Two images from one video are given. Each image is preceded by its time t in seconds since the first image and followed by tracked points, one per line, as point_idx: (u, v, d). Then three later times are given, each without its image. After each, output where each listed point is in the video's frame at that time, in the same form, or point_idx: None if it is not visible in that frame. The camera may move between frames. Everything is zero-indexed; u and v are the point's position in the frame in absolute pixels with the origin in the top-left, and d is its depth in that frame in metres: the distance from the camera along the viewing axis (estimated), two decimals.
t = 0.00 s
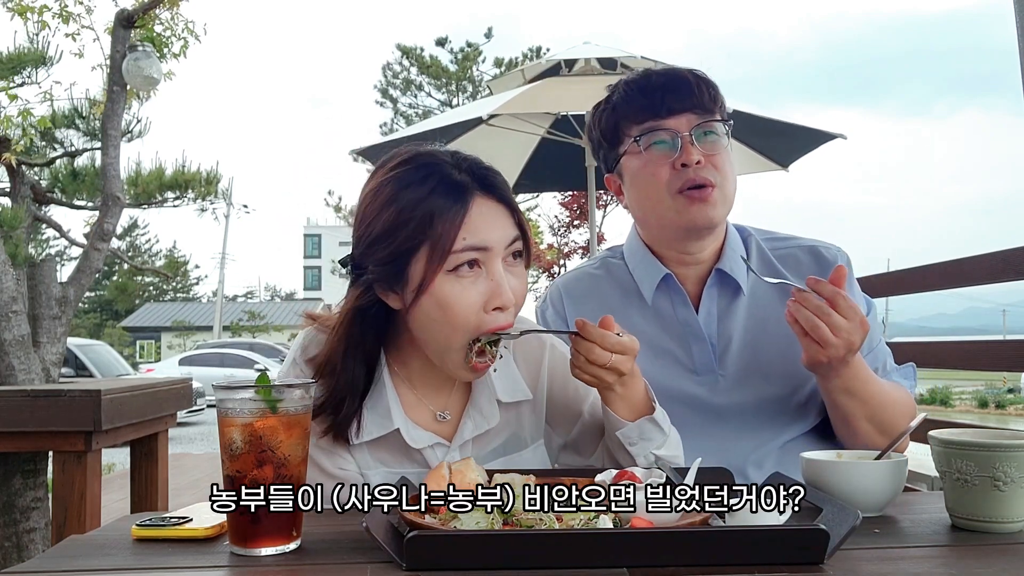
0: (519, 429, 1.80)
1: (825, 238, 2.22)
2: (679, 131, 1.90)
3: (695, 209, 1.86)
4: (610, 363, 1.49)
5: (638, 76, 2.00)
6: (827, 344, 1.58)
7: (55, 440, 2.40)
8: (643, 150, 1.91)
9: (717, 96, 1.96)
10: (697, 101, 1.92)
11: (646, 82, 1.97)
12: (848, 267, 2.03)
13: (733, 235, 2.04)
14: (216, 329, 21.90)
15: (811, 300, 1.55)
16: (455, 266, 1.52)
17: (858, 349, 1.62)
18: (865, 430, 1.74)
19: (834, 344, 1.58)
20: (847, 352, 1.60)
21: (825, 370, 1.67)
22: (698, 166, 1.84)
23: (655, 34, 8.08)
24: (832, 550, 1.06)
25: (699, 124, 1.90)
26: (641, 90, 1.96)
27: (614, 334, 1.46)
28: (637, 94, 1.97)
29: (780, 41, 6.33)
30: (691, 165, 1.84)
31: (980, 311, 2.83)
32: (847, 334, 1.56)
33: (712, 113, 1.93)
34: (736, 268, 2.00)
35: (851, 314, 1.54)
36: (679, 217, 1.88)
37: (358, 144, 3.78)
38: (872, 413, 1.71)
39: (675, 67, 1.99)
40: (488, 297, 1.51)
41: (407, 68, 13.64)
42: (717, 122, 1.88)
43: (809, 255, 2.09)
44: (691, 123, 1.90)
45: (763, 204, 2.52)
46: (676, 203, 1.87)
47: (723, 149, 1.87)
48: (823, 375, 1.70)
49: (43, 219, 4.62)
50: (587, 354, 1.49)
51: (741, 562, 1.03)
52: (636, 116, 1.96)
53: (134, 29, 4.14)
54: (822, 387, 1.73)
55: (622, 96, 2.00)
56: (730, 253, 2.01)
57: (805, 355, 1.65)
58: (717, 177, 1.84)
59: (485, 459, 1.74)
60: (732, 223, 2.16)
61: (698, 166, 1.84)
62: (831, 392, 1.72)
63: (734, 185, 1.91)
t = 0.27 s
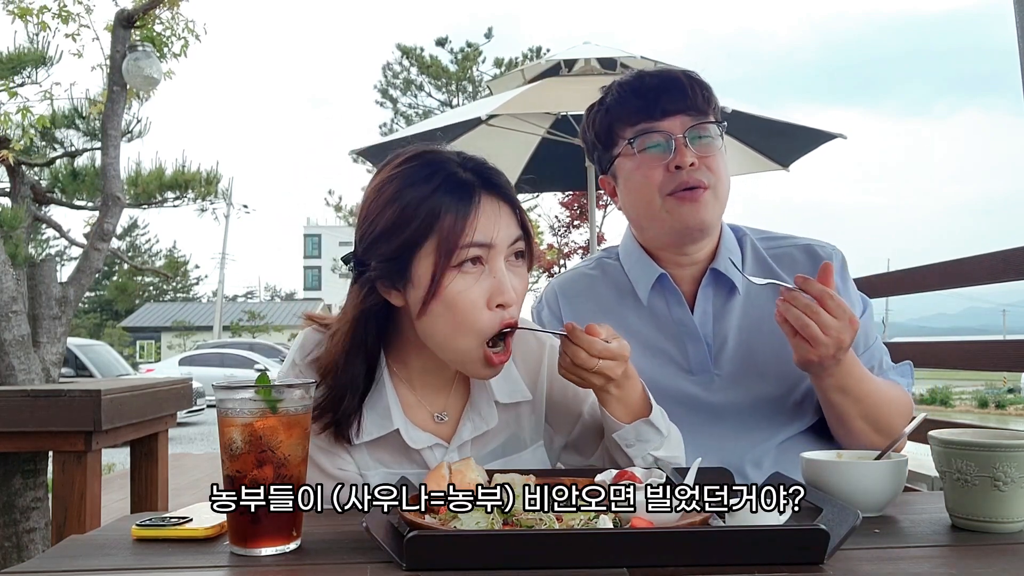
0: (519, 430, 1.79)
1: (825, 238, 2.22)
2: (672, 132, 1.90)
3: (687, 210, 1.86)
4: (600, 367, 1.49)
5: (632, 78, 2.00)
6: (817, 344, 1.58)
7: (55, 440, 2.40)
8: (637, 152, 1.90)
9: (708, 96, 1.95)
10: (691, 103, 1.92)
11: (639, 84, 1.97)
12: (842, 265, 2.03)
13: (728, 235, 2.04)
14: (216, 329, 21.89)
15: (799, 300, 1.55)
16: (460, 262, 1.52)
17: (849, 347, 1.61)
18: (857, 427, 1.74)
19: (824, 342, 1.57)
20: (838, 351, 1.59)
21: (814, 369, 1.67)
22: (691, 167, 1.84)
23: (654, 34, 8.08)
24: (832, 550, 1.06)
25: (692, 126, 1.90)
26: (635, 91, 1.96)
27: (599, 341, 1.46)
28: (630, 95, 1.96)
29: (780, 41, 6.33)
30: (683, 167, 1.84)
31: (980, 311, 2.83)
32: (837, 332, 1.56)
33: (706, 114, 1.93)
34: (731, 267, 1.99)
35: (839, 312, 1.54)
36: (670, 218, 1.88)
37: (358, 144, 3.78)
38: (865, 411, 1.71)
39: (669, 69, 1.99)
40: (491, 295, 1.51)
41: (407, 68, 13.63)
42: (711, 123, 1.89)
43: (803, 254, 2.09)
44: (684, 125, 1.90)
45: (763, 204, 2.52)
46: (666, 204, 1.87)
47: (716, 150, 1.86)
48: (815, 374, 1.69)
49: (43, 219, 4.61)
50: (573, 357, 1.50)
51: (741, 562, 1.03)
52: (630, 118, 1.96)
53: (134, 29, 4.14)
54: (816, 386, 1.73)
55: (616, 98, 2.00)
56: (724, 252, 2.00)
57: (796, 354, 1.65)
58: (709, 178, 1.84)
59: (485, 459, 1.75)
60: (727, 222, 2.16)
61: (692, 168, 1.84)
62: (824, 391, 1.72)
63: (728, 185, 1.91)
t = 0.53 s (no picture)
0: (518, 430, 1.79)
1: (825, 239, 2.22)
2: (673, 132, 1.90)
3: (685, 208, 1.86)
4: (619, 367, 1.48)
5: (632, 76, 2.00)
6: (818, 345, 1.58)
7: (55, 440, 2.40)
8: (638, 152, 1.90)
9: (709, 96, 1.95)
10: (692, 103, 1.92)
11: (639, 83, 1.97)
12: (842, 263, 2.03)
13: (728, 234, 2.04)
14: (217, 329, 21.89)
15: (799, 301, 1.55)
16: (452, 263, 1.51)
17: (849, 347, 1.61)
18: (859, 427, 1.75)
19: (824, 344, 1.57)
20: (838, 351, 1.59)
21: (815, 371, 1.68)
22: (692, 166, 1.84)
23: (654, 34, 8.08)
24: (833, 550, 1.06)
25: (693, 125, 1.90)
26: (634, 91, 1.96)
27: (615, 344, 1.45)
28: (630, 95, 1.96)
29: (780, 41, 6.33)
30: (685, 166, 1.84)
31: (980, 311, 2.83)
32: (837, 332, 1.56)
33: (706, 114, 1.93)
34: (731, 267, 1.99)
35: (839, 313, 1.54)
36: (670, 217, 1.88)
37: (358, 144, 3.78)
38: (867, 411, 1.72)
39: (670, 69, 1.99)
40: (482, 297, 1.50)
41: (407, 68, 13.63)
42: (712, 123, 1.89)
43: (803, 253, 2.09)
44: (685, 125, 1.90)
45: (762, 204, 2.52)
46: (665, 203, 1.87)
47: (716, 150, 1.86)
48: (815, 375, 1.70)
49: (43, 219, 4.62)
50: (590, 361, 1.50)
51: (741, 562, 1.03)
52: (630, 118, 1.96)
53: (133, 28, 4.14)
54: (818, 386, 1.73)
55: (616, 98, 1.99)
56: (725, 252, 2.00)
57: (796, 356, 1.65)
58: (710, 177, 1.84)
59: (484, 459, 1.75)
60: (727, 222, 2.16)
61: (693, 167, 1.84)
62: (825, 391, 1.72)
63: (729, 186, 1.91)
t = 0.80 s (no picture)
0: (515, 424, 1.80)
1: (825, 238, 2.21)
2: (680, 131, 1.90)
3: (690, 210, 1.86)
4: (661, 354, 1.51)
5: (640, 73, 2.00)
6: (824, 350, 1.58)
7: (55, 440, 2.40)
8: (644, 151, 1.91)
9: (717, 96, 1.95)
10: (698, 101, 1.91)
11: (645, 80, 1.97)
12: (847, 265, 2.04)
13: (734, 235, 2.04)
14: (217, 330, 21.89)
15: (806, 305, 1.55)
16: (428, 243, 1.53)
17: (854, 351, 1.61)
18: (863, 431, 1.75)
19: (829, 348, 1.57)
20: (843, 355, 1.59)
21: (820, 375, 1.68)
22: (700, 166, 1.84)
23: (654, 34, 8.09)
24: (833, 550, 1.06)
25: (700, 124, 1.90)
26: (640, 88, 1.96)
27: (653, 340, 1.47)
28: (635, 91, 1.97)
29: (780, 41, 6.33)
30: (691, 165, 1.85)
31: (980, 311, 2.83)
32: (843, 336, 1.56)
33: (713, 113, 1.93)
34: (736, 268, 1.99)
35: (845, 317, 1.54)
36: (676, 216, 1.88)
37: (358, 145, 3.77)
38: (871, 415, 1.72)
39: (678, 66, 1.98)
40: (457, 277, 1.51)
41: (407, 68, 13.62)
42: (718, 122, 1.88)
43: (809, 255, 2.10)
44: (692, 123, 1.90)
45: (763, 204, 2.51)
46: (672, 203, 1.88)
47: (726, 150, 1.87)
48: (821, 379, 1.70)
49: (43, 219, 4.61)
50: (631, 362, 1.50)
51: (740, 562, 1.03)
52: (635, 115, 1.96)
53: (134, 29, 4.15)
54: (822, 389, 1.73)
55: (622, 95, 1.99)
56: (730, 253, 2.00)
57: (801, 360, 1.66)
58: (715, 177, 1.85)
59: (479, 451, 1.75)
60: (733, 222, 2.16)
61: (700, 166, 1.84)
62: (829, 394, 1.72)
63: (737, 185, 1.91)
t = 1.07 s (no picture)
0: (511, 411, 1.80)
1: (825, 239, 2.21)
2: (690, 132, 1.90)
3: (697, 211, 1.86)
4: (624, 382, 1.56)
5: (654, 74, 2.00)
6: (832, 356, 1.58)
7: (55, 440, 2.40)
8: (652, 150, 1.90)
9: (729, 97, 1.96)
10: (709, 103, 1.92)
11: (656, 79, 1.98)
12: (858, 271, 2.04)
13: (745, 237, 2.03)
14: (217, 329, 21.90)
15: (816, 312, 1.54)
16: (416, 227, 1.53)
17: (862, 358, 1.61)
18: (867, 437, 1.74)
19: (834, 354, 1.57)
20: (851, 362, 1.59)
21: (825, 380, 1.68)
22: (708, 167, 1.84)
23: (655, 33, 8.09)
24: (833, 550, 1.06)
25: (710, 125, 1.89)
26: (653, 87, 1.96)
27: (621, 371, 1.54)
28: (648, 90, 1.97)
29: (780, 41, 6.33)
30: (699, 166, 1.84)
31: (980, 310, 2.83)
32: (851, 343, 1.56)
33: (724, 114, 1.93)
34: (747, 270, 1.98)
35: (854, 324, 1.54)
36: (687, 216, 1.87)
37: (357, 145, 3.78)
38: (876, 421, 1.71)
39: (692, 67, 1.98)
40: (444, 260, 1.53)
41: (407, 68, 13.62)
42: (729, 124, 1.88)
43: (820, 259, 2.09)
44: (702, 124, 1.90)
45: (764, 204, 2.51)
46: (678, 202, 1.87)
47: (735, 151, 1.87)
48: (827, 384, 1.70)
49: (43, 219, 4.61)
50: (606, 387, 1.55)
51: (741, 562, 1.03)
52: (646, 115, 1.96)
53: (134, 29, 4.15)
54: (827, 395, 1.73)
55: (635, 93, 2.00)
56: (740, 255, 1.99)
57: (808, 365, 1.65)
58: (724, 179, 1.84)
59: (475, 432, 1.75)
60: (744, 223, 2.15)
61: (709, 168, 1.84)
62: (836, 401, 1.72)
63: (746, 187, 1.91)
